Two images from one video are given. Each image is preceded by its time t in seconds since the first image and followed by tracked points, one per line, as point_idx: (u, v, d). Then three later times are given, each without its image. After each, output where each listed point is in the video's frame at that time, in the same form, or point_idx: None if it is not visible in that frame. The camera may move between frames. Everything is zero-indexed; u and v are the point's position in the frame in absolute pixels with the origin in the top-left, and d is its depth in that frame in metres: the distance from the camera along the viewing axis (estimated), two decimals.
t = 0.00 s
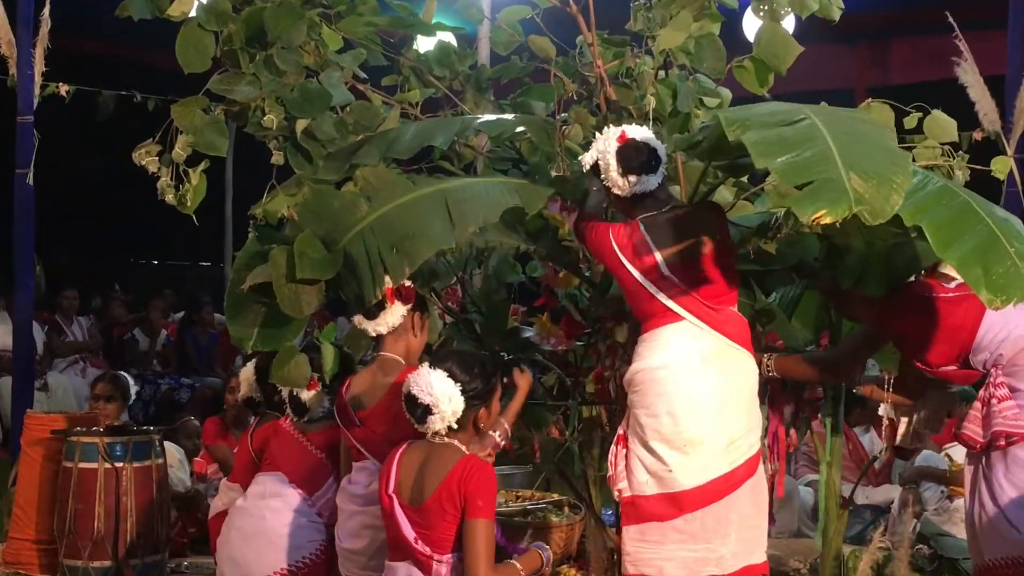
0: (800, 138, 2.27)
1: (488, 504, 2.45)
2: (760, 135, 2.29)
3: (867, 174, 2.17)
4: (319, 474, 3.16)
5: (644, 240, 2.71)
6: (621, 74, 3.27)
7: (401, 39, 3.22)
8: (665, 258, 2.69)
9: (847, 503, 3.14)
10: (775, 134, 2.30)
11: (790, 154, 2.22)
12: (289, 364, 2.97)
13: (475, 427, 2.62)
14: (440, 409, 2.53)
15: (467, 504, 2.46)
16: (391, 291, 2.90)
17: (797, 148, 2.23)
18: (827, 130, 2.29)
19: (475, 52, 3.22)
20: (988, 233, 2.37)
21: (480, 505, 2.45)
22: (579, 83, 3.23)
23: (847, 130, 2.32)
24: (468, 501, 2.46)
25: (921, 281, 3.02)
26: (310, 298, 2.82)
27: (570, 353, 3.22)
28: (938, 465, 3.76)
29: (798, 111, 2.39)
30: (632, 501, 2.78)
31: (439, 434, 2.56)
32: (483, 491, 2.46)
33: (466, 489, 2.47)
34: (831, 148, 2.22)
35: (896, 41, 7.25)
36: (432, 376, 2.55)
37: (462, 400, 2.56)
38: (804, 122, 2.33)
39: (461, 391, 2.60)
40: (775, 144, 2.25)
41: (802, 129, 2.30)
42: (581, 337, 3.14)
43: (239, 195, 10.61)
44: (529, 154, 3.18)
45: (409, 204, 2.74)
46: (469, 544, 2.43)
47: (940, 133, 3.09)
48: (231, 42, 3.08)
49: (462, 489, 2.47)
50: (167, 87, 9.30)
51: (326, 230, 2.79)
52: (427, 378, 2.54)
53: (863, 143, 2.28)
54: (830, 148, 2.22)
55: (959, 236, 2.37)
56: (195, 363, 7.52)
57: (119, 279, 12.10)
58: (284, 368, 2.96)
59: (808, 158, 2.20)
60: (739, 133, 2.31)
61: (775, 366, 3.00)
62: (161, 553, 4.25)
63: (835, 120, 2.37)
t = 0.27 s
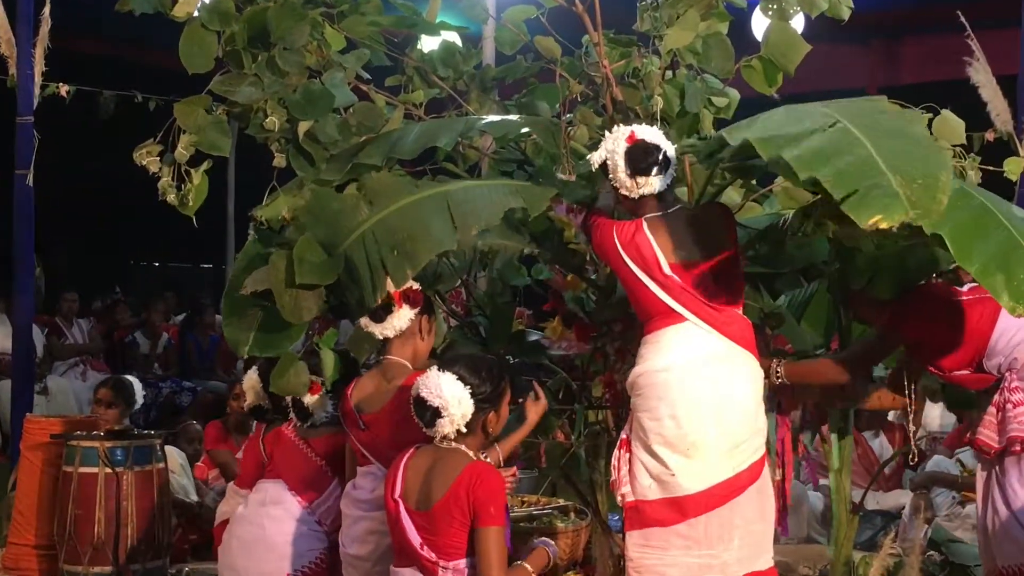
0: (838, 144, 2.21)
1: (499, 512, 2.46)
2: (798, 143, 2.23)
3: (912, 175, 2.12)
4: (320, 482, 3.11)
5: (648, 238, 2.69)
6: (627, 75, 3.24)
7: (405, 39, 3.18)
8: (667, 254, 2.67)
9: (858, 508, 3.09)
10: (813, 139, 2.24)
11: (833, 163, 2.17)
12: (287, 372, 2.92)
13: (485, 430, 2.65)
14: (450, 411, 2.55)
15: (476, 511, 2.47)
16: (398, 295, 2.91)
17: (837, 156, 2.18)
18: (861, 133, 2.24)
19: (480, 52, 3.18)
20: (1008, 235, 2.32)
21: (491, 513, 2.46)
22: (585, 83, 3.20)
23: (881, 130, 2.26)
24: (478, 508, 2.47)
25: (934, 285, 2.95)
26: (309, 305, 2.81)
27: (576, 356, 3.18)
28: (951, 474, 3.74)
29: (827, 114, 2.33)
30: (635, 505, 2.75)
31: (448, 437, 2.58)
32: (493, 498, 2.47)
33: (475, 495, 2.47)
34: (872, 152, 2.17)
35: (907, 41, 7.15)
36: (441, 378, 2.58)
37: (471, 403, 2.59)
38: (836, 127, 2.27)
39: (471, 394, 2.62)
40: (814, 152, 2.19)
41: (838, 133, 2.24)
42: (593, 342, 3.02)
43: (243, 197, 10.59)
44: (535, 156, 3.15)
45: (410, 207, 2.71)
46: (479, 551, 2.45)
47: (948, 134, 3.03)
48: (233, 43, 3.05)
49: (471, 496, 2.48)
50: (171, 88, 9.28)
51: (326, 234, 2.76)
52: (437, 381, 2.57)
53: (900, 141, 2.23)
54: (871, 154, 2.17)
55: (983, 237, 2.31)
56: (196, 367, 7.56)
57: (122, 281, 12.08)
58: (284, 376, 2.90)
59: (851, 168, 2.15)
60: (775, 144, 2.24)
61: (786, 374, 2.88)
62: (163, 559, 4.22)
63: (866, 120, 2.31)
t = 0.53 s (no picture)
0: (842, 159, 2.13)
1: (509, 515, 2.43)
2: (801, 165, 2.15)
3: (922, 178, 2.03)
4: (323, 488, 3.09)
5: (653, 239, 2.64)
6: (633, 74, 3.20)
7: (408, 37, 3.13)
8: (672, 254, 2.63)
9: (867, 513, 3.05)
10: (817, 158, 2.16)
11: (841, 182, 2.09)
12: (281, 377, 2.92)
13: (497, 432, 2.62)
14: (461, 414, 2.51)
15: (486, 514, 2.44)
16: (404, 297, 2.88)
17: (843, 173, 2.10)
18: (863, 142, 2.16)
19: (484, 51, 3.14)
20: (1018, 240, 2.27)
21: (500, 515, 2.43)
22: (591, 82, 3.16)
23: (883, 133, 2.18)
24: (488, 510, 2.44)
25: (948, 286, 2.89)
26: (304, 316, 2.84)
27: (581, 359, 3.14)
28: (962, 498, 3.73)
29: (827, 125, 2.25)
30: (641, 511, 2.71)
31: (460, 440, 2.54)
32: (504, 502, 2.44)
33: (486, 497, 2.45)
34: (878, 160, 2.09)
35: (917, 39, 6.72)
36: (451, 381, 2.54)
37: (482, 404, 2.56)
38: (839, 140, 2.19)
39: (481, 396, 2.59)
40: (820, 174, 2.11)
41: (840, 146, 2.17)
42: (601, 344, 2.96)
43: (246, 199, 10.55)
44: (541, 156, 3.10)
45: (408, 218, 2.74)
46: (488, 555, 2.42)
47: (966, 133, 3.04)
48: (234, 41, 3.02)
49: (482, 499, 2.45)
50: (174, 89, 9.25)
51: (322, 243, 2.80)
52: (446, 384, 2.53)
53: (904, 143, 2.15)
54: (877, 163, 2.09)
55: (997, 241, 2.27)
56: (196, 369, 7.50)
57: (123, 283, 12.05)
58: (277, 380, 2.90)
59: (860, 184, 2.07)
60: (780, 172, 2.16)
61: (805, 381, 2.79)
62: (162, 564, 4.23)
63: (868, 125, 2.23)
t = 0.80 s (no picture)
0: (816, 150, 2.05)
1: (517, 531, 2.34)
2: (774, 152, 2.08)
3: (891, 176, 1.95)
4: (325, 498, 3.00)
5: (664, 241, 2.54)
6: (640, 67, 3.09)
7: (407, 29, 3.03)
8: (681, 257, 2.53)
9: (883, 522, 2.96)
10: (792, 148, 2.08)
11: (809, 170, 2.01)
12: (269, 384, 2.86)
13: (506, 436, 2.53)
14: (469, 418, 2.42)
15: (492, 527, 2.35)
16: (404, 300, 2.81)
17: (814, 162, 2.02)
18: (843, 136, 2.08)
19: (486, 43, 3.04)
20: None
21: (507, 531, 2.34)
22: (596, 76, 3.05)
23: (866, 130, 2.10)
24: (494, 524, 2.35)
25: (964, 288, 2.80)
26: (292, 325, 2.80)
27: (586, 362, 3.03)
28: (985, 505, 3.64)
29: (811, 118, 2.17)
30: (649, 520, 2.60)
31: (469, 447, 2.44)
32: (513, 516, 2.35)
33: (493, 511, 2.35)
34: (851, 155, 2.01)
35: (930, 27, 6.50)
36: (458, 384, 2.45)
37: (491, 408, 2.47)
38: (818, 132, 2.11)
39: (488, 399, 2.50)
40: (790, 161, 2.04)
41: (817, 139, 2.09)
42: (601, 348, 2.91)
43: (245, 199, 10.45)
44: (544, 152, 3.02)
45: (402, 232, 2.69)
46: (493, 569, 2.33)
47: (983, 128, 2.90)
48: (226, 33, 2.93)
49: (489, 512, 2.35)
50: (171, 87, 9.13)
51: (313, 254, 2.75)
52: (453, 387, 2.44)
53: (885, 141, 2.06)
54: (850, 158, 2.01)
55: (999, 238, 2.15)
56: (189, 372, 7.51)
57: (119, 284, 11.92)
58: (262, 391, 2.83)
59: (827, 174, 1.99)
60: (752, 156, 2.08)
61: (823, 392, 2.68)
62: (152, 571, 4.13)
63: (853, 121, 2.14)
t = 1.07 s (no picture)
0: (795, 124, 1.99)
1: (525, 546, 2.29)
2: (754, 121, 2.00)
3: (865, 165, 1.90)
4: (316, 502, 2.92)
5: (669, 240, 2.46)
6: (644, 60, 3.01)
7: (404, 21, 2.96)
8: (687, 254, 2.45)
9: (891, 530, 2.92)
10: (771, 120, 2.01)
11: (782, 140, 1.94)
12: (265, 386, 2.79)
13: (513, 438, 2.47)
14: (480, 416, 2.35)
15: (498, 541, 2.29)
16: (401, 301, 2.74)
17: (790, 135, 1.95)
18: (826, 116, 2.01)
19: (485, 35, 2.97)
20: None
21: (514, 546, 2.29)
22: (599, 70, 2.98)
23: (850, 118, 2.03)
24: (500, 536, 2.29)
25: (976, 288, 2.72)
26: (294, 324, 2.73)
27: (588, 363, 2.95)
28: (1000, 512, 3.67)
29: (799, 98, 2.10)
30: (652, 526, 2.52)
31: (477, 447, 2.37)
32: (520, 530, 2.30)
33: (499, 526, 2.29)
34: (829, 135, 1.95)
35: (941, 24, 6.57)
36: (469, 383, 2.38)
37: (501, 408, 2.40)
38: (802, 109, 2.04)
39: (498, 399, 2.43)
40: (767, 130, 1.97)
41: (799, 115, 2.02)
42: (601, 345, 2.88)
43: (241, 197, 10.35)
44: (544, 147, 2.95)
45: (403, 225, 2.63)
46: None
47: (994, 124, 2.81)
48: (215, 26, 2.86)
49: (497, 525, 2.29)
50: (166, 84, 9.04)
51: (311, 250, 2.68)
52: (465, 386, 2.37)
53: (867, 131, 2.00)
54: (829, 136, 1.95)
55: (1002, 233, 2.00)
56: (176, 375, 7.24)
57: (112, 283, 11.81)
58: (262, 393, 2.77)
59: (801, 146, 1.93)
60: (731, 121, 2.01)
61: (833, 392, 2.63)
62: None
63: (841, 108, 2.07)
